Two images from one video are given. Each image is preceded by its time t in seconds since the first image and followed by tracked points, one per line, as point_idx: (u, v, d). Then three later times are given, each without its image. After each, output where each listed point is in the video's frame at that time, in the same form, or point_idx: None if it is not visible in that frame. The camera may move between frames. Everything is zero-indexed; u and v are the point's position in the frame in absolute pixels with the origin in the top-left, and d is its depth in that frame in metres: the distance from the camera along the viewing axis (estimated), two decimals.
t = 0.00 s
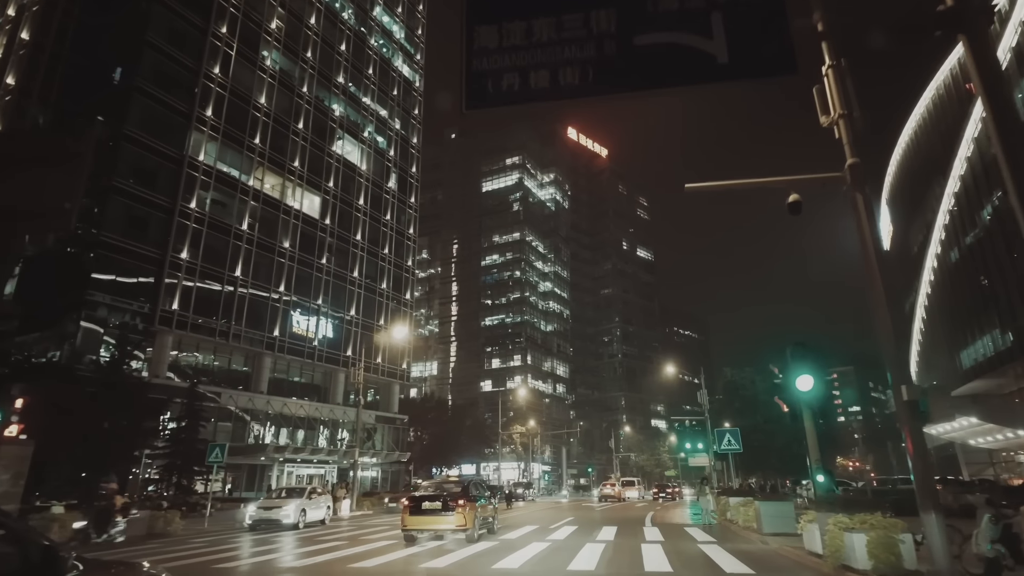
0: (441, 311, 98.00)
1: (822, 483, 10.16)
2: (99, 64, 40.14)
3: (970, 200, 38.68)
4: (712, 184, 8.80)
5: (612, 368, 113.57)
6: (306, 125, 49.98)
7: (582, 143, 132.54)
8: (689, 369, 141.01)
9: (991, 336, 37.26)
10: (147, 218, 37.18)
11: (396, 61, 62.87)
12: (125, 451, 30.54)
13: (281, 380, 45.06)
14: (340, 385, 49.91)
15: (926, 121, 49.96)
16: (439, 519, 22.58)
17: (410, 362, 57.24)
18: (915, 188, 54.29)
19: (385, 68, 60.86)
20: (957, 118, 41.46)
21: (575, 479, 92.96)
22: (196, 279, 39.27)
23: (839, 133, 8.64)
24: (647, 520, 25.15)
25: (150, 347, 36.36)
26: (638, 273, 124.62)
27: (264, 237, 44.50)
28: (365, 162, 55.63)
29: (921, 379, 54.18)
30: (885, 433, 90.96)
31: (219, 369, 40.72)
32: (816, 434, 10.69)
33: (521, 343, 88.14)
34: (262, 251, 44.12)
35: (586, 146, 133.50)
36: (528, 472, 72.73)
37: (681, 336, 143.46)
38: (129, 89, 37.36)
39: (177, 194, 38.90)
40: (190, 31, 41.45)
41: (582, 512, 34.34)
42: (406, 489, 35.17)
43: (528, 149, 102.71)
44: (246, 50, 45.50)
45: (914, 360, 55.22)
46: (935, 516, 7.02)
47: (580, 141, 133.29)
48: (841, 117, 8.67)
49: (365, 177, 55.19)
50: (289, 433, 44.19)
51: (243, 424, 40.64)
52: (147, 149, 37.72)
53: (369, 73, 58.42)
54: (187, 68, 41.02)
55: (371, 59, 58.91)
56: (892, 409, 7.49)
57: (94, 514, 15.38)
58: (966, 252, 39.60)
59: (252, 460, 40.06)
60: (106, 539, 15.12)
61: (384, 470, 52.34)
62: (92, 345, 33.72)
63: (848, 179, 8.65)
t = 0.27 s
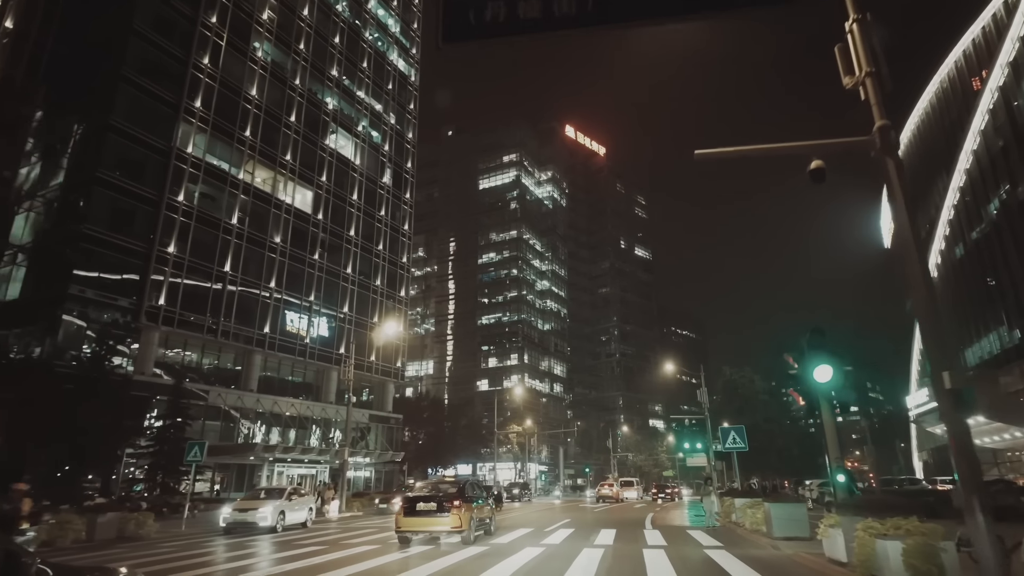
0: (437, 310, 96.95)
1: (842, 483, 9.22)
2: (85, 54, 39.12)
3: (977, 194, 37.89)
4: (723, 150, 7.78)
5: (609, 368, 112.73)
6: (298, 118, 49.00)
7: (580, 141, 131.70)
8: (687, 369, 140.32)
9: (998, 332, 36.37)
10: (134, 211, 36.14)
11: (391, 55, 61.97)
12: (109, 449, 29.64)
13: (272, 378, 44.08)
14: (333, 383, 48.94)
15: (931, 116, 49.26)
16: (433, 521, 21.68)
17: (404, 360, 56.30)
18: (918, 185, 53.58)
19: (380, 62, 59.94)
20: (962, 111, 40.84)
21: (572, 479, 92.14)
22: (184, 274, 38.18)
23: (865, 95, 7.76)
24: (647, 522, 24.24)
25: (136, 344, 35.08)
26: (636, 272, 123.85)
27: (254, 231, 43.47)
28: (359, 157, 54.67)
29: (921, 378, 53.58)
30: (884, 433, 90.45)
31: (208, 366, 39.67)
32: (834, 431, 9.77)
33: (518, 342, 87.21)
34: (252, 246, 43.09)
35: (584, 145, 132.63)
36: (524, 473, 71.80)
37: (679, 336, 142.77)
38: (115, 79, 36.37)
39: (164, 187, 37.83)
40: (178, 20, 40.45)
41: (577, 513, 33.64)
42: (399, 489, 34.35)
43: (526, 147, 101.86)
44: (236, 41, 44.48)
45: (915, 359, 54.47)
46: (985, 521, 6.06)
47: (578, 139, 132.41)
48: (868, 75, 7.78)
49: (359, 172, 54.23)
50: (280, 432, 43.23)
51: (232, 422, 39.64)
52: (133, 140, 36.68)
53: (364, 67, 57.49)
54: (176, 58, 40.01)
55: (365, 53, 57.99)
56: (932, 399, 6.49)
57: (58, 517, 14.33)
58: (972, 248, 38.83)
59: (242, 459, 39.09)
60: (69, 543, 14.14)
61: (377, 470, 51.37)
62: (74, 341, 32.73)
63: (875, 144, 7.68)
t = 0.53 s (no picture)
0: (434, 309, 95.88)
1: (868, 484, 8.35)
2: (70, 43, 38.07)
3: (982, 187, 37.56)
4: (738, 107, 7.03)
5: (607, 368, 111.93)
6: (291, 111, 48.05)
7: (578, 139, 130.84)
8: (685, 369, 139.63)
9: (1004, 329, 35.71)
10: (119, 204, 35.15)
11: (387, 49, 61.09)
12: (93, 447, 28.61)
13: (262, 377, 43.09)
14: (326, 382, 47.98)
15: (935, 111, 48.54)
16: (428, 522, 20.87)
17: (400, 358, 55.36)
18: (920, 182, 52.85)
19: (375, 55, 59.04)
20: (968, 104, 40.14)
21: (570, 479, 91.35)
22: (171, 269, 37.16)
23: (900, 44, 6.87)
24: (648, 525, 23.34)
25: (119, 341, 34.22)
26: (634, 271, 123.12)
27: (245, 226, 42.51)
28: (353, 151, 53.76)
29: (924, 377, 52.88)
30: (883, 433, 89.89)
31: (196, 364, 38.68)
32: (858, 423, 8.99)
33: (515, 341, 86.33)
34: (242, 241, 42.11)
35: (582, 143, 131.73)
36: (521, 473, 70.88)
37: (677, 336, 142.06)
38: (100, 68, 35.40)
39: (151, 179, 36.85)
40: (167, 9, 39.50)
41: (575, 514, 32.85)
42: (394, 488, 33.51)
43: (523, 144, 101.00)
44: (227, 31, 43.51)
45: (919, 358, 53.62)
46: None
47: (576, 138, 131.55)
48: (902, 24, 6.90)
49: (353, 167, 53.31)
50: (271, 432, 42.26)
51: (221, 421, 38.69)
52: (119, 131, 35.68)
53: (358, 60, 56.56)
54: (164, 48, 39.03)
55: (360, 46, 57.06)
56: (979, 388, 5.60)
57: (16, 521, 13.30)
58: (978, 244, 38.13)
59: (231, 459, 38.15)
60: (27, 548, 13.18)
61: (371, 470, 50.44)
62: (56, 336, 31.35)
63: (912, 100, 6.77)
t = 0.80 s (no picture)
0: (430, 307, 94.91)
1: (899, 485, 7.47)
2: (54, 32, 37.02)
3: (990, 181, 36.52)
4: (758, 53, 6.24)
5: (605, 367, 111.16)
6: (283, 104, 47.13)
7: (575, 138, 129.96)
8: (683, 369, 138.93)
9: (1010, 328, 35.03)
10: (105, 196, 34.20)
11: (382, 43, 60.23)
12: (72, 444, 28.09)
13: (253, 376, 42.14)
14: (318, 381, 47.04)
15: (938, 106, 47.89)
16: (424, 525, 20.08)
17: (394, 357, 54.44)
18: (923, 178, 52.17)
19: (370, 49, 58.16)
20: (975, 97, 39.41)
21: (567, 480, 90.58)
22: (158, 263, 36.18)
23: None
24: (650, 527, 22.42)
25: (105, 336, 33.43)
26: (632, 270, 122.40)
27: (235, 220, 41.57)
28: (346, 145, 52.81)
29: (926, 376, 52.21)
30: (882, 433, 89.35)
31: (183, 361, 37.75)
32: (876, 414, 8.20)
33: (512, 340, 85.43)
34: (232, 235, 41.17)
35: (580, 142, 130.83)
36: (518, 473, 70.00)
37: (675, 336, 141.38)
38: (85, 57, 34.43)
39: (138, 171, 35.91)
40: None
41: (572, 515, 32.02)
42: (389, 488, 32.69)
43: (521, 142, 100.10)
44: (217, 22, 42.55)
45: (920, 357, 52.91)
46: None
47: (574, 136, 130.67)
48: None
49: (346, 162, 52.41)
50: (262, 431, 41.33)
51: (209, 420, 37.78)
52: (105, 122, 34.73)
53: (352, 54, 55.65)
54: (151, 37, 38.02)
55: (355, 40, 56.16)
56: None
57: None
58: (985, 238, 37.38)
59: (219, 458, 37.24)
60: None
61: (365, 470, 49.54)
62: (37, 332, 30.27)
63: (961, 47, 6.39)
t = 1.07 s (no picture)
0: (426, 306, 93.98)
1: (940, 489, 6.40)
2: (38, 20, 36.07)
3: (996, 175, 35.81)
4: None
5: (603, 367, 110.29)
6: (275, 97, 46.19)
7: (573, 136, 129.03)
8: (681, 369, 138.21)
9: (1016, 325, 34.30)
10: (89, 188, 33.24)
11: (377, 37, 59.33)
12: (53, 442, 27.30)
13: (243, 374, 41.19)
14: (311, 380, 46.10)
15: (942, 100, 47.23)
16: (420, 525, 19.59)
17: (389, 356, 53.49)
18: (926, 174, 51.45)
19: (365, 43, 57.26)
20: (982, 90, 38.69)
21: (564, 480, 89.72)
22: (145, 258, 35.23)
23: None
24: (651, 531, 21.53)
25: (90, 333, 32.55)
26: (630, 269, 121.66)
27: (225, 215, 40.64)
28: (340, 140, 51.91)
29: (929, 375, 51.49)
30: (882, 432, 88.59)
31: (171, 359, 36.81)
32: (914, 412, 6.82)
33: (509, 339, 84.57)
34: (222, 230, 40.21)
35: (578, 140, 129.89)
36: (515, 474, 69.07)
37: (674, 335, 140.67)
38: (69, 45, 33.48)
39: (124, 163, 34.97)
40: None
41: (569, 517, 31.09)
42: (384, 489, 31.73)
43: (518, 139, 99.17)
44: (207, 12, 41.60)
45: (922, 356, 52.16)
46: None
47: (572, 134, 129.75)
48: None
49: (340, 157, 51.49)
50: (252, 431, 40.41)
51: (197, 418, 36.88)
52: (90, 112, 33.79)
53: (347, 47, 54.73)
54: (139, 26, 37.06)
55: (349, 33, 55.25)
56: None
57: None
58: (991, 234, 36.68)
59: (207, 458, 36.34)
60: None
61: (358, 471, 48.60)
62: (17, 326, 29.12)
63: None
